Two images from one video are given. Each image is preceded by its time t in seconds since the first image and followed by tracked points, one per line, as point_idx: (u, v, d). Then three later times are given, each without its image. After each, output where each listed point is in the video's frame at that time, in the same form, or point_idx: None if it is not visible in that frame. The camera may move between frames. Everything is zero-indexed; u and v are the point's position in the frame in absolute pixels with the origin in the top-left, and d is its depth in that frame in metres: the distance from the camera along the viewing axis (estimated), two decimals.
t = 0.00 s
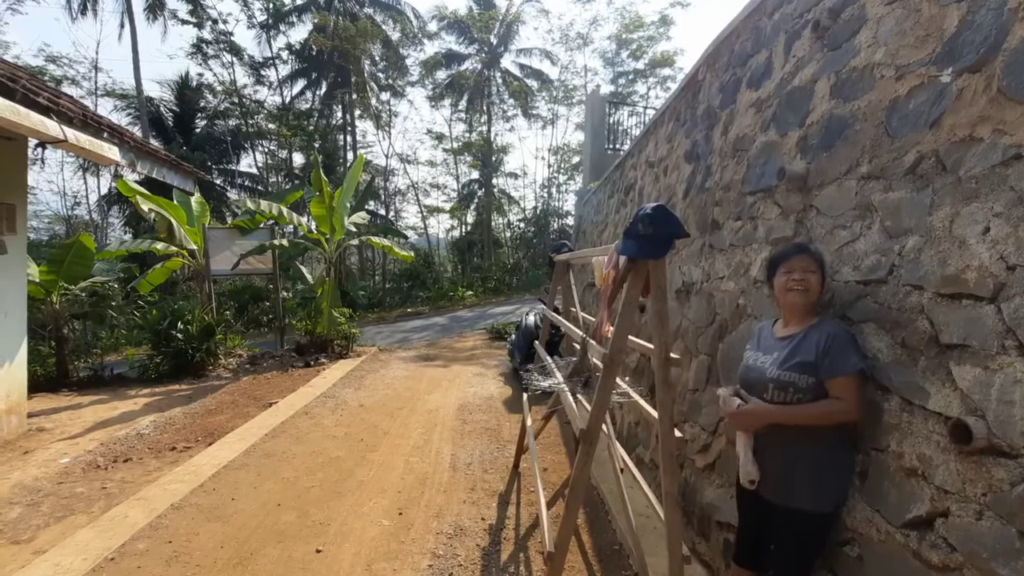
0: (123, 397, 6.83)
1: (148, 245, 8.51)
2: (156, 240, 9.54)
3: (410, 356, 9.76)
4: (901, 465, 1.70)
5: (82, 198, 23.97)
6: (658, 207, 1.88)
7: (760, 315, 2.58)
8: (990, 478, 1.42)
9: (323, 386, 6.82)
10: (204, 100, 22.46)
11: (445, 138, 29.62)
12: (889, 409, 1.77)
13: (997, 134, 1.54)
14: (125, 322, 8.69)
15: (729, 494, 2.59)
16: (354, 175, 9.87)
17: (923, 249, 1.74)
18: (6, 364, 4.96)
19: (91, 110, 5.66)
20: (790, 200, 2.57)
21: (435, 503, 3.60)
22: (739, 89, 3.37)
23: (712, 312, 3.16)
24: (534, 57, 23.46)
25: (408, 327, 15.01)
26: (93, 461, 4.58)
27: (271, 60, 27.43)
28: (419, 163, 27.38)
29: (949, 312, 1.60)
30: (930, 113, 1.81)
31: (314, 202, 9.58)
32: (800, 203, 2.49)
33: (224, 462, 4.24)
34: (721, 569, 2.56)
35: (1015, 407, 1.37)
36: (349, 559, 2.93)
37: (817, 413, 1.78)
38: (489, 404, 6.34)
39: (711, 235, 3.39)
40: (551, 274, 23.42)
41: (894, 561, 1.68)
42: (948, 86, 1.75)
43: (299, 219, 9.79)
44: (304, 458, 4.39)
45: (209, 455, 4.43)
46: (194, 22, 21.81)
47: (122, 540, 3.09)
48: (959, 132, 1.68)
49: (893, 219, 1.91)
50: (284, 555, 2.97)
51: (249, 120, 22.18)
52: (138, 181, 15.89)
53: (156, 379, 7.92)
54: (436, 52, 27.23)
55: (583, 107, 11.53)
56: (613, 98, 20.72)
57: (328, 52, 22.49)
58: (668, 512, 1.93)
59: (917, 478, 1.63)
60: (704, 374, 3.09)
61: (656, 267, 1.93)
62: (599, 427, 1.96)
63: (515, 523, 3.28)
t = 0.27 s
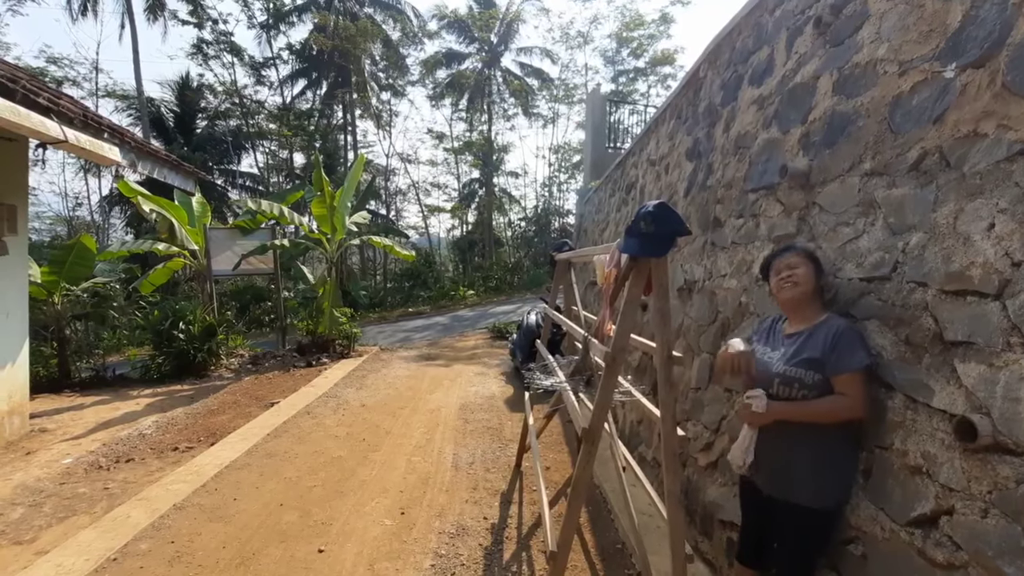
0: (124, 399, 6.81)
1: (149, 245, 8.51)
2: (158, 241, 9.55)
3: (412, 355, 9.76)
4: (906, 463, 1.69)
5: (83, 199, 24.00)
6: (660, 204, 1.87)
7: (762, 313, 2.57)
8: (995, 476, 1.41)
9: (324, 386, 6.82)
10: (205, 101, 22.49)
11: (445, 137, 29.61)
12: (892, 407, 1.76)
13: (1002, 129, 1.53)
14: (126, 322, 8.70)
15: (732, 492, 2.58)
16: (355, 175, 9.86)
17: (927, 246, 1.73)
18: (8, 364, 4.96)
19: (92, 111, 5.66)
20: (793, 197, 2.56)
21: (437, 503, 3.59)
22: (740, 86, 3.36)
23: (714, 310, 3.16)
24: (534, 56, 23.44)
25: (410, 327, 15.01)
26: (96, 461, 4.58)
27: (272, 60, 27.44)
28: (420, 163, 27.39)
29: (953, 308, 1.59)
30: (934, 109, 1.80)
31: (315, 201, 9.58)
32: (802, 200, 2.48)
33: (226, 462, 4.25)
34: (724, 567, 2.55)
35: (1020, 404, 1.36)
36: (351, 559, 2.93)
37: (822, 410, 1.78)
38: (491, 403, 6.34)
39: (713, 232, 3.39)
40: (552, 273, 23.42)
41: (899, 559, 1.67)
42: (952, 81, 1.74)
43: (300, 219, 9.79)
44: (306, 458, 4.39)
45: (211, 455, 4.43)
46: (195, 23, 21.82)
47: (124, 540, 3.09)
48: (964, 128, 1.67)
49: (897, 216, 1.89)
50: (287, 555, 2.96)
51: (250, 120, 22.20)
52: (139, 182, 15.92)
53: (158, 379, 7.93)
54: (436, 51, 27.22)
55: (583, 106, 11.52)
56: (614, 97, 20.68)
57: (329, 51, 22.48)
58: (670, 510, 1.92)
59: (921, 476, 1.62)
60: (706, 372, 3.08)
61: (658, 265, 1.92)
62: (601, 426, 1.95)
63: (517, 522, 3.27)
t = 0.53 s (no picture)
0: (126, 399, 6.84)
1: (150, 246, 8.54)
2: (159, 241, 9.57)
3: (413, 355, 9.77)
4: (907, 463, 1.68)
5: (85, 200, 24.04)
6: (660, 204, 1.87)
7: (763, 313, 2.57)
8: (997, 477, 1.41)
9: (326, 386, 6.83)
10: (206, 101, 22.51)
11: (446, 137, 29.62)
12: (893, 407, 1.75)
13: (1003, 128, 1.52)
14: (128, 323, 8.71)
15: (733, 493, 2.57)
16: (356, 175, 9.86)
17: (928, 246, 1.72)
18: (10, 365, 4.97)
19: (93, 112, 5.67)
20: (793, 197, 2.55)
21: (438, 503, 3.59)
22: (741, 86, 3.36)
23: (715, 310, 3.15)
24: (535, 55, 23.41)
25: (411, 327, 15.01)
26: (98, 462, 4.59)
27: (273, 60, 27.45)
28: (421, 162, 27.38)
29: (954, 309, 1.59)
30: (934, 108, 1.80)
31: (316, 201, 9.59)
32: (803, 200, 2.48)
33: (228, 463, 4.25)
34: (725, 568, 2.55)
35: (1022, 405, 1.35)
36: (352, 559, 2.93)
37: (825, 408, 1.77)
38: (492, 403, 6.34)
39: (713, 232, 3.38)
40: (553, 272, 23.41)
41: (900, 560, 1.67)
42: (953, 80, 1.73)
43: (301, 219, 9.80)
44: (307, 458, 4.39)
45: (212, 456, 4.44)
46: (196, 23, 21.84)
47: (126, 541, 3.10)
48: (964, 127, 1.66)
49: (898, 216, 1.89)
50: (288, 556, 2.96)
51: (251, 120, 22.22)
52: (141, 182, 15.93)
53: (160, 380, 7.94)
54: (437, 51, 27.23)
55: (584, 105, 11.51)
56: (615, 96, 20.65)
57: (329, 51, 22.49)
58: (671, 510, 1.92)
59: (923, 477, 1.62)
60: (707, 372, 3.08)
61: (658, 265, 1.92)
62: (602, 426, 1.95)
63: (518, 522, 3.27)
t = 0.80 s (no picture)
0: (130, 399, 6.80)
1: (153, 246, 8.55)
2: (162, 241, 9.59)
3: (415, 355, 9.78)
4: (913, 464, 1.68)
5: (88, 200, 24.09)
6: (666, 205, 1.87)
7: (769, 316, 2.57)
8: (1003, 478, 1.41)
9: (329, 386, 6.84)
10: (208, 101, 22.55)
11: (448, 137, 29.65)
12: (899, 408, 1.76)
13: (1008, 129, 1.52)
14: (131, 323, 8.74)
15: (738, 493, 2.58)
16: (358, 175, 9.87)
17: (934, 247, 1.73)
18: (14, 365, 4.98)
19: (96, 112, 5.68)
20: (798, 197, 2.55)
21: (441, 503, 3.60)
22: (744, 86, 3.36)
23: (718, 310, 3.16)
24: (536, 55, 23.41)
25: (413, 326, 15.02)
26: (102, 462, 4.60)
27: (275, 60, 27.48)
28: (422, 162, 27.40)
29: (961, 309, 1.59)
30: (940, 109, 1.80)
31: (318, 202, 9.61)
32: (807, 200, 2.48)
33: (232, 462, 4.26)
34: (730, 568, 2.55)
35: None
36: (357, 559, 2.94)
37: (832, 413, 1.77)
38: (495, 403, 6.35)
39: (717, 232, 3.38)
40: (555, 272, 23.41)
41: (906, 561, 1.67)
42: (959, 81, 1.74)
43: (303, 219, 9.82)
44: (311, 458, 4.40)
45: (216, 456, 4.45)
46: (197, 23, 21.87)
47: (131, 541, 3.11)
48: (970, 128, 1.66)
49: (903, 217, 1.89)
50: (293, 555, 2.97)
51: (253, 120, 22.25)
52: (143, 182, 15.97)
53: (163, 380, 7.96)
54: (438, 51, 27.27)
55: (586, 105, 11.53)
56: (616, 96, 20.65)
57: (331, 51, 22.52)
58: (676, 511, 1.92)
59: (929, 478, 1.62)
60: (711, 373, 3.08)
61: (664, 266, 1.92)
62: (607, 427, 1.95)
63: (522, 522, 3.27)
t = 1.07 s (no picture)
0: (134, 398, 6.81)
1: (156, 246, 8.59)
2: (166, 241, 9.62)
3: (418, 355, 9.79)
4: (919, 464, 1.69)
5: (91, 200, 24.15)
6: (673, 205, 1.88)
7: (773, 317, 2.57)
8: (1010, 478, 1.41)
9: (332, 386, 6.85)
10: (211, 101, 22.60)
11: (450, 137, 29.68)
12: (905, 408, 1.76)
13: (1016, 131, 1.53)
14: (134, 322, 8.78)
15: (743, 493, 2.58)
16: (361, 175, 9.89)
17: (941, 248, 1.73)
18: (20, 364, 5.01)
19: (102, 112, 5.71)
20: (803, 198, 2.56)
21: (446, 503, 3.61)
22: (749, 87, 3.37)
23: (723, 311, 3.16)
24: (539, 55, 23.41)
25: (415, 326, 15.03)
26: (107, 460, 4.62)
27: (277, 60, 27.52)
28: (424, 162, 27.41)
29: (967, 310, 1.60)
30: (946, 110, 1.80)
31: (321, 201, 9.63)
32: (813, 201, 2.48)
33: (237, 462, 4.28)
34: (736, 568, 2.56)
35: None
36: (363, 558, 2.95)
37: (830, 412, 1.79)
38: (498, 403, 6.36)
39: (722, 233, 3.39)
40: (557, 272, 23.41)
41: (912, 560, 1.68)
42: (966, 83, 1.74)
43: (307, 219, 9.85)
44: (315, 457, 4.42)
45: (221, 455, 4.46)
46: (200, 23, 21.93)
47: (138, 539, 3.12)
48: (977, 130, 1.67)
49: (909, 218, 1.90)
50: (299, 554, 2.99)
51: (256, 120, 22.31)
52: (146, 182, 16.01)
53: (167, 379, 7.98)
54: (440, 51, 27.30)
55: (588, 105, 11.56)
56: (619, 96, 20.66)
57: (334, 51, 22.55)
58: (683, 511, 1.93)
59: (936, 477, 1.63)
60: (716, 373, 3.09)
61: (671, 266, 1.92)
62: (614, 428, 1.96)
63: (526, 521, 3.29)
